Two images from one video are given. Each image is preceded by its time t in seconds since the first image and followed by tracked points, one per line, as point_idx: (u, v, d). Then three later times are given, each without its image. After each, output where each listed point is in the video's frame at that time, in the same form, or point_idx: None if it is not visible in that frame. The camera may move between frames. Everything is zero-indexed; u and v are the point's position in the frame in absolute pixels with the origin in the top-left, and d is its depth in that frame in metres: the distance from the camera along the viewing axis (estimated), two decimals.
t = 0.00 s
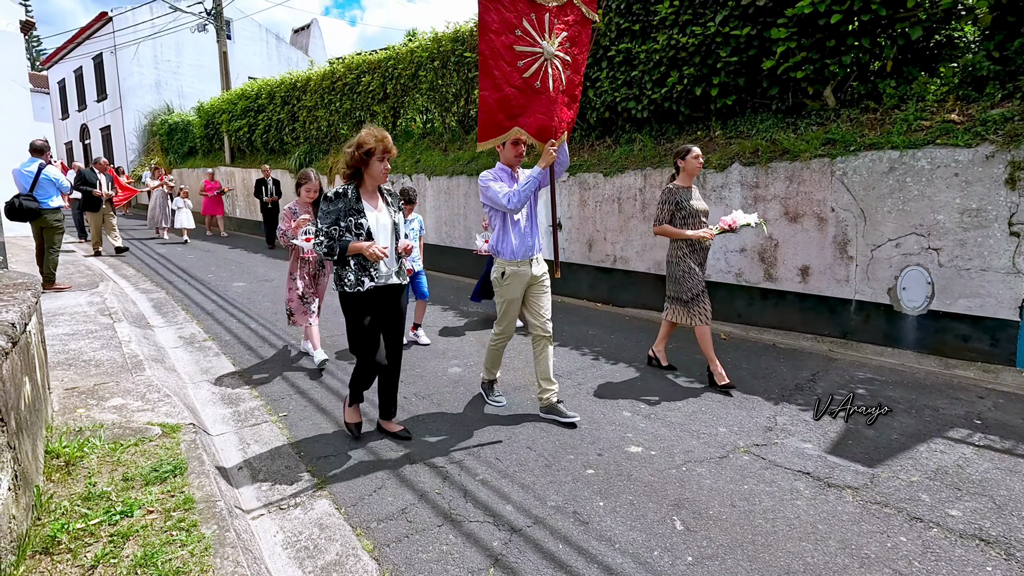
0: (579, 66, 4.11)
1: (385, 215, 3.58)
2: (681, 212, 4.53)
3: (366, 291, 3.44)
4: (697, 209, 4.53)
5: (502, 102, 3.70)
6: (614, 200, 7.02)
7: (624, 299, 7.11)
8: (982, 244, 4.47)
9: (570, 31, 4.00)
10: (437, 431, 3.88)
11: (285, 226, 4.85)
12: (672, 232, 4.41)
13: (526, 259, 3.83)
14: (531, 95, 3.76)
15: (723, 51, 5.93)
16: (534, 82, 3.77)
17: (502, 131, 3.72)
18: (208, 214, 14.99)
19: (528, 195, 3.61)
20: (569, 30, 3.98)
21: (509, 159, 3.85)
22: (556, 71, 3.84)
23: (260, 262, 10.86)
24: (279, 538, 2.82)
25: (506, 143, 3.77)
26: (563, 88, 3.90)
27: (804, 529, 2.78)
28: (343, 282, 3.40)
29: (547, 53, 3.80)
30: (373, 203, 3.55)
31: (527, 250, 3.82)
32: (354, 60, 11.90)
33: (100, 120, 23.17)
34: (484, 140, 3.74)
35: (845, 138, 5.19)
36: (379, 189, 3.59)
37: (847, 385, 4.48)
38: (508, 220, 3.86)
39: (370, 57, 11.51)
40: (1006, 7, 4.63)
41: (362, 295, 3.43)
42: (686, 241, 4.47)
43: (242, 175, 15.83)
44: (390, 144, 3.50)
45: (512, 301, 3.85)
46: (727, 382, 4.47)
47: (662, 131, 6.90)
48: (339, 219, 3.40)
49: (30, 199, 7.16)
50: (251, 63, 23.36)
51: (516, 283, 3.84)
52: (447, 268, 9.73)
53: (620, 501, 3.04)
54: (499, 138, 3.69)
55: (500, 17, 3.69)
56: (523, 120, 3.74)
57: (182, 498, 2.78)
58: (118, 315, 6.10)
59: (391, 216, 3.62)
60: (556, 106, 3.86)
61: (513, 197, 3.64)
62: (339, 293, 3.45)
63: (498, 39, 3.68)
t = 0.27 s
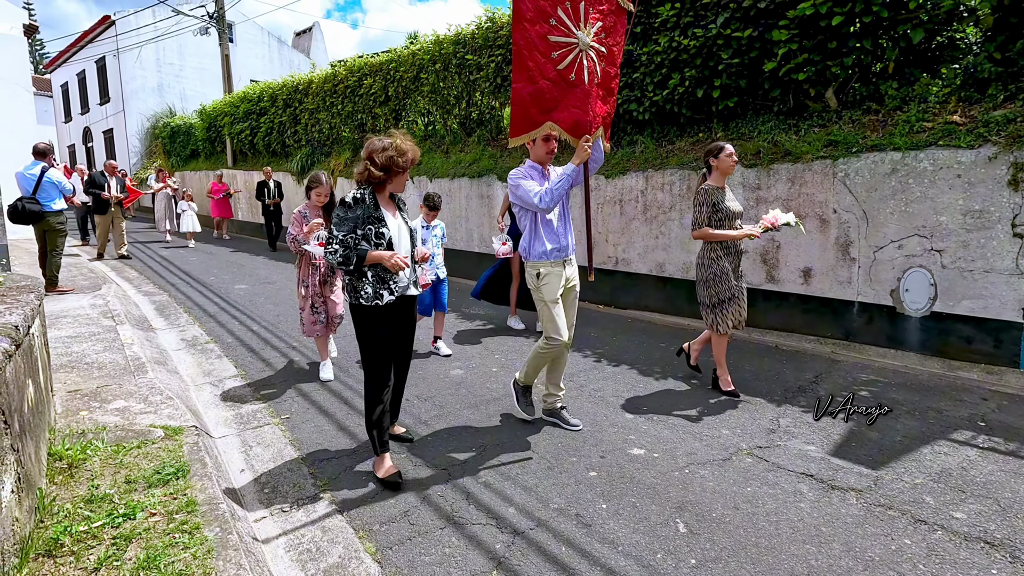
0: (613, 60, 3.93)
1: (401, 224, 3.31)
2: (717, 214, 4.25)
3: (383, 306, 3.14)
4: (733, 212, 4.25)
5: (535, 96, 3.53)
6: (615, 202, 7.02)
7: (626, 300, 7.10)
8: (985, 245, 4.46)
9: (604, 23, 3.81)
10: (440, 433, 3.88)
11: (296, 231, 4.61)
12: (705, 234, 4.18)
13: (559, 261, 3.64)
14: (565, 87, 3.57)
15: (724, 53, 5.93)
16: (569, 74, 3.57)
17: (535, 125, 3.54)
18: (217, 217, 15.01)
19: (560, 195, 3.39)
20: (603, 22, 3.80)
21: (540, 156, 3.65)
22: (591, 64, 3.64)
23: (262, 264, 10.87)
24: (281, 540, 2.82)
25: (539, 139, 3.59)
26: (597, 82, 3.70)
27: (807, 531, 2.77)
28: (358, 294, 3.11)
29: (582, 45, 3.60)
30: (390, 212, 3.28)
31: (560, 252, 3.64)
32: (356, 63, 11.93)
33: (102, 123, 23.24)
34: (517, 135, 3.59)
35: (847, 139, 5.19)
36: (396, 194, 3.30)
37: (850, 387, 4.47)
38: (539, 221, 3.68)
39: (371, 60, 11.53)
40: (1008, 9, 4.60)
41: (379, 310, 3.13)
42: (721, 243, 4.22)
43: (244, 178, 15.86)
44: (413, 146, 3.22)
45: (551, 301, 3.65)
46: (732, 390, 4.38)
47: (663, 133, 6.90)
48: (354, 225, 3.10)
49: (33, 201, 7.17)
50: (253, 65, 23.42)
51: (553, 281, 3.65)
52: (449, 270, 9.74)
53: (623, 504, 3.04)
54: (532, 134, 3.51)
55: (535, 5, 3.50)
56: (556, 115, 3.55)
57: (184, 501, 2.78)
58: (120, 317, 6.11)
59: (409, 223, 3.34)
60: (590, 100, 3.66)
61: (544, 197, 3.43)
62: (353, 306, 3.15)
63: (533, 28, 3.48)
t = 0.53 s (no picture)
0: (649, 59, 3.67)
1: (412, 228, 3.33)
2: (749, 215, 4.11)
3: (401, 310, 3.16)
4: (767, 214, 4.11)
5: (567, 96, 3.29)
6: (617, 204, 7.02)
7: (627, 302, 7.10)
8: (988, 246, 4.45)
9: (641, 19, 3.55)
10: (441, 435, 3.87)
11: (306, 235, 4.41)
12: (737, 238, 4.05)
13: (587, 270, 3.50)
14: (600, 88, 3.31)
15: (726, 55, 5.93)
16: (604, 73, 3.31)
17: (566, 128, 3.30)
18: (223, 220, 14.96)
19: (591, 203, 3.23)
20: (640, 18, 3.53)
21: (570, 160, 3.51)
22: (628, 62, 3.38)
23: (263, 267, 10.89)
24: (283, 543, 2.81)
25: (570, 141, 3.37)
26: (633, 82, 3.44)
27: (810, 534, 2.76)
28: (380, 299, 3.07)
29: (619, 41, 3.34)
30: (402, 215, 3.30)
31: (589, 261, 3.49)
32: (357, 66, 11.94)
33: (105, 126, 23.32)
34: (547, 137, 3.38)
35: (849, 140, 5.18)
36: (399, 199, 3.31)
37: (852, 389, 4.46)
38: (567, 227, 3.54)
39: (373, 62, 11.55)
40: (1010, 11, 4.59)
41: (397, 315, 3.13)
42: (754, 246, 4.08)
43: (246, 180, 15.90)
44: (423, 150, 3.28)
45: (579, 315, 3.49)
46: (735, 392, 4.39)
47: (664, 135, 6.90)
48: (380, 226, 3.07)
49: (35, 205, 7.18)
50: (255, 68, 23.47)
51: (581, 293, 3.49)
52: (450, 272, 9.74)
53: (625, 506, 3.03)
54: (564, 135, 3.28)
55: None
56: (589, 116, 3.31)
57: (186, 504, 2.78)
58: (123, 320, 6.12)
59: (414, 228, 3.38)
60: (626, 101, 3.40)
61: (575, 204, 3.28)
62: (371, 311, 3.08)
63: (567, 24, 3.23)
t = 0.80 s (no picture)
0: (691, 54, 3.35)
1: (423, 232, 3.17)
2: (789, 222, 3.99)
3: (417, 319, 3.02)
4: (808, 219, 3.97)
5: (601, 91, 3.00)
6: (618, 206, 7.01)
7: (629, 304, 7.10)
8: (990, 248, 4.43)
9: (684, 10, 3.23)
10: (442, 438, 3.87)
11: (321, 243, 4.27)
12: (780, 246, 3.94)
13: (622, 279, 3.25)
14: (638, 84, 3.00)
15: (727, 57, 5.95)
16: (642, 68, 3.00)
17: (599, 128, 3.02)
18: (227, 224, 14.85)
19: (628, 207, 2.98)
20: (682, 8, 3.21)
21: (600, 162, 3.25)
22: (669, 56, 3.07)
23: (265, 269, 10.91)
24: (283, 546, 2.81)
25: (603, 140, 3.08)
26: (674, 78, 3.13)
27: (811, 537, 2.75)
28: (395, 308, 2.93)
29: (660, 32, 3.03)
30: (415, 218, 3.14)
31: (624, 269, 3.25)
32: (359, 69, 11.97)
33: (108, 129, 23.40)
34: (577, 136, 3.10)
35: (850, 142, 5.18)
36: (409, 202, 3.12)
37: (855, 391, 4.44)
38: (601, 232, 3.29)
39: (374, 65, 11.57)
40: (1010, 12, 4.56)
41: (412, 325, 3.00)
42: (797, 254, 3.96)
43: (248, 183, 15.94)
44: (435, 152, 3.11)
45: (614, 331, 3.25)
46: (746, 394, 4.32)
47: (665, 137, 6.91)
48: (395, 232, 2.91)
49: (38, 208, 7.20)
50: (257, 71, 23.54)
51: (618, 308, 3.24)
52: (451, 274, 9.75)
53: (625, 509, 3.02)
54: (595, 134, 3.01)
55: None
56: (625, 114, 3.01)
57: (186, 506, 2.78)
58: (124, 322, 6.13)
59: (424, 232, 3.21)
60: (666, 98, 3.09)
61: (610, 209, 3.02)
62: (385, 321, 2.95)
63: (604, 12, 2.94)
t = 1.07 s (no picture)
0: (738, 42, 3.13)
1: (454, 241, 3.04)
2: (828, 219, 3.75)
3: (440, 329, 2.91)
4: (849, 217, 3.74)
5: (648, 83, 2.79)
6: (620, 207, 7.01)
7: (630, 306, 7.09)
8: (993, 249, 4.42)
9: None
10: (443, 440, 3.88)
11: (332, 245, 4.05)
12: (817, 245, 3.71)
13: (658, 285, 3.12)
14: (684, 75, 2.80)
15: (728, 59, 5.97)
16: (690, 58, 2.79)
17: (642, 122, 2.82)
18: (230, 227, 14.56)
19: (668, 212, 2.81)
20: None
21: (639, 157, 3.06)
22: (717, 45, 2.86)
23: (267, 271, 10.94)
24: (284, 548, 2.81)
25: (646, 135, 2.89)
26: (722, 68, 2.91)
27: (812, 539, 2.75)
28: (415, 315, 2.84)
29: (709, 19, 2.81)
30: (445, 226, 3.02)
31: (659, 275, 3.12)
32: (361, 71, 12.00)
33: (112, 132, 23.49)
34: (623, 132, 2.91)
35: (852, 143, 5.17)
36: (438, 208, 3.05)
37: (857, 393, 4.43)
38: (637, 233, 3.14)
39: (377, 68, 11.60)
40: (1012, 13, 4.55)
41: (434, 333, 2.89)
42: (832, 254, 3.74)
43: (251, 185, 15.98)
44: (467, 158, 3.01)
45: (641, 338, 3.13)
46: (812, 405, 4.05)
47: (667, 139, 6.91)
48: (416, 238, 2.83)
49: (41, 210, 7.22)
50: (260, 74, 23.61)
51: (647, 315, 3.11)
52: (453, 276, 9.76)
53: (627, 511, 3.01)
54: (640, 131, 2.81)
55: None
56: (670, 108, 2.81)
57: (188, 508, 2.79)
58: (127, 324, 6.15)
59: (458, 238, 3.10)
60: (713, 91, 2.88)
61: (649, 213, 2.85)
62: (406, 328, 2.88)
63: None
